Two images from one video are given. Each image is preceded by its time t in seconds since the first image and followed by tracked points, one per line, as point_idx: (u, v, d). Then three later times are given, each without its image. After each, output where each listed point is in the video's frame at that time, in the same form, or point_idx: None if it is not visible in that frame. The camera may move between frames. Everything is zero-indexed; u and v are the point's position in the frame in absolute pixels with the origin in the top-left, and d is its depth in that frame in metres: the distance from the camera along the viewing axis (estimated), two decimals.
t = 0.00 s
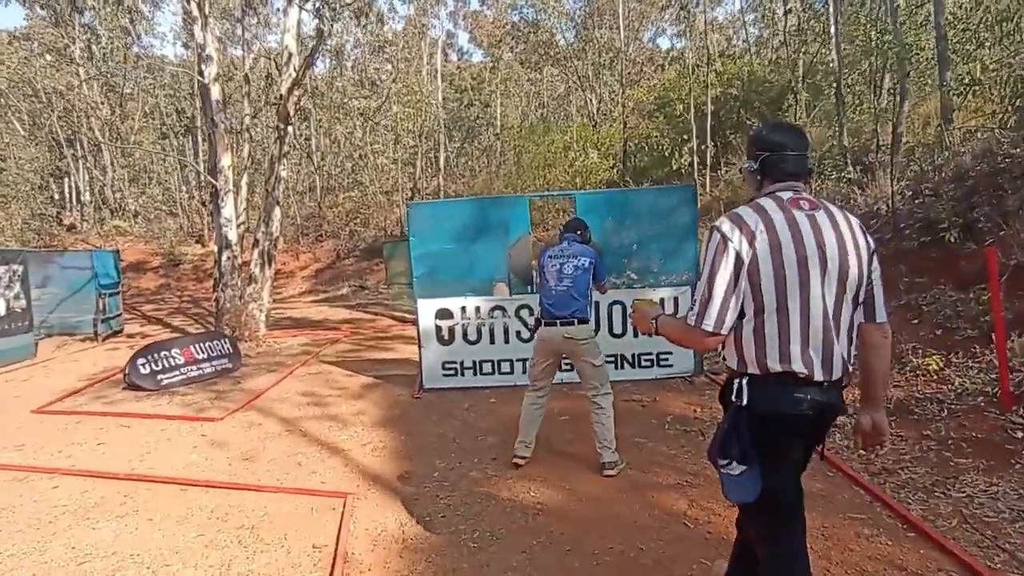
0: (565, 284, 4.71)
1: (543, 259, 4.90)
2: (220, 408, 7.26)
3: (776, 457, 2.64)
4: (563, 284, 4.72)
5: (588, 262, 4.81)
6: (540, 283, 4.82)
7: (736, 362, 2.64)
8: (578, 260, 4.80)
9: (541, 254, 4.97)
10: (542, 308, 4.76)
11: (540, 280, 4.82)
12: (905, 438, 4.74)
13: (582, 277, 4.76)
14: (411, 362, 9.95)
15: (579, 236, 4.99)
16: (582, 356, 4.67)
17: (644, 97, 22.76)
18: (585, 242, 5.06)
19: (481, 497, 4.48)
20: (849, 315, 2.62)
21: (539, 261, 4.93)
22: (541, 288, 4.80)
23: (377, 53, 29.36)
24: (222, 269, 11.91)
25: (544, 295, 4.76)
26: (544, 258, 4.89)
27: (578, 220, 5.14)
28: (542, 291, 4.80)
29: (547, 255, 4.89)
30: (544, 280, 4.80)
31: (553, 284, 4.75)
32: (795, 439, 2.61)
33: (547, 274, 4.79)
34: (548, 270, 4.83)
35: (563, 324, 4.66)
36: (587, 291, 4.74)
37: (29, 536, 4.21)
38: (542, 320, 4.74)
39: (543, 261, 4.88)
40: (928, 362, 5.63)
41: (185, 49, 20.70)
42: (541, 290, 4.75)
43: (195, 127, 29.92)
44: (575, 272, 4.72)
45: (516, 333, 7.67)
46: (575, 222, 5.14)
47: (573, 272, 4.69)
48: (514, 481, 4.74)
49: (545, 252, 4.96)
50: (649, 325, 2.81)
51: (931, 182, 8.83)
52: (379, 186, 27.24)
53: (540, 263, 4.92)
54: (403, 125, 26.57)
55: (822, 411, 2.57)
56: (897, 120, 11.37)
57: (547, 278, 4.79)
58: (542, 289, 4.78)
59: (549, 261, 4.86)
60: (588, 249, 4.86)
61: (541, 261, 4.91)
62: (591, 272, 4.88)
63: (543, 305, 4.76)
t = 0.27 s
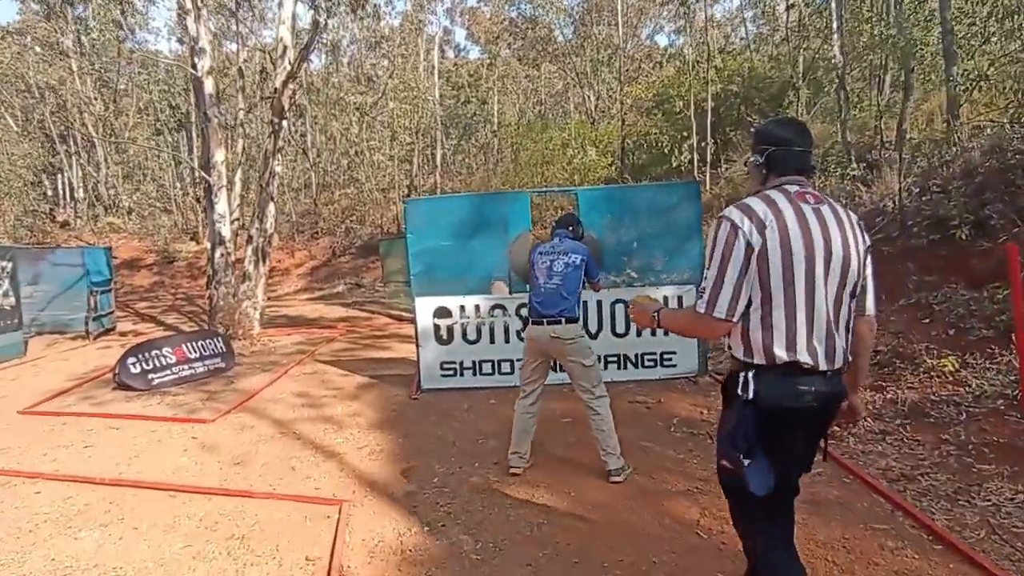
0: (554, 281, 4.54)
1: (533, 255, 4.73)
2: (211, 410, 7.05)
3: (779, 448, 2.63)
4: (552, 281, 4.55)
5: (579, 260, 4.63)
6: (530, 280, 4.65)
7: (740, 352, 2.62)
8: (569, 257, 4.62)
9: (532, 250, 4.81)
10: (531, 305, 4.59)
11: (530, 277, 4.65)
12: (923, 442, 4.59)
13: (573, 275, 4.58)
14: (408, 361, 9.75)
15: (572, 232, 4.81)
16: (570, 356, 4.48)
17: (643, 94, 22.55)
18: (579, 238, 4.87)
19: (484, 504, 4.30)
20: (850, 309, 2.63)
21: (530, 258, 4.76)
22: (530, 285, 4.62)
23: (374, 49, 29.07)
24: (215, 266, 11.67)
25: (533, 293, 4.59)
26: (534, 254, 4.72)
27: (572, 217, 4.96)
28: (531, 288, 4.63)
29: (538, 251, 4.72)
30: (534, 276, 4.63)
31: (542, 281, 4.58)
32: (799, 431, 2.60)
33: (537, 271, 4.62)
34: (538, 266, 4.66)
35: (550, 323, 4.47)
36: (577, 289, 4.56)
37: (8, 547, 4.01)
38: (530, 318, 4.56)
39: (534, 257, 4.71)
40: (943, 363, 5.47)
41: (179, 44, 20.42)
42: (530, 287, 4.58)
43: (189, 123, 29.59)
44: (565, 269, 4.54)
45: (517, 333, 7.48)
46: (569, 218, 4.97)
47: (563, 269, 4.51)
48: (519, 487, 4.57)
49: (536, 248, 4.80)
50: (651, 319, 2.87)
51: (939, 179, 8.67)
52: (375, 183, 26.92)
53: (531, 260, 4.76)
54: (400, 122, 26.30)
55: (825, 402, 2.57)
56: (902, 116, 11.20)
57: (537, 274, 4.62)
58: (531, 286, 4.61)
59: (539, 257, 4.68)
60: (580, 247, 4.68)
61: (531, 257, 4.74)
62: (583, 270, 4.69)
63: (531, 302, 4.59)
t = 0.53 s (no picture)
0: (533, 291, 4.36)
1: (513, 263, 4.55)
2: (204, 414, 6.86)
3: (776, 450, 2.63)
4: (530, 292, 4.37)
5: (559, 268, 4.43)
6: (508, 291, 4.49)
7: (750, 352, 2.59)
8: (549, 266, 4.42)
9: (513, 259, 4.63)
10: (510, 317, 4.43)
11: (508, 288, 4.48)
12: (944, 454, 4.41)
13: (553, 284, 4.39)
14: (407, 363, 9.55)
15: (555, 238, 4.61)
16: (549, 367, 4.32)
17: (644, 94, 22.41)
18: (562, 244, 4.66)
19: (486, 516, 4.11)
20: (858, 309, 2.65)
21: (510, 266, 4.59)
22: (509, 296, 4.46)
23: (373, 48, 28.88)
24: (210, 266, 11.45)
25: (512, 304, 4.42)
26: (514, 262, 4.54)
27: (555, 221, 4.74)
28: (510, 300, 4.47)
29: (519, 259, 4.54)
30: (512, 287, 4.47)
31: (520, 291, 4.41)
32: (801, 436, 2.59)
33: (517, 281, 4.45)
34: (517, 276, 4.48)
35: (528, 335, 4.32)
36: (557, 299, 4.37)
37: None
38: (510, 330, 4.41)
39: (513, 266, 4.54)
40: (962, 369, 5.30)
41: (177, 43, 20.24)
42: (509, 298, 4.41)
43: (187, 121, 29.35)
44: (544, 279, 4.35)
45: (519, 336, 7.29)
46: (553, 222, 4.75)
47: (542, 279, 4.33)
48: (523, 497, 4.38)
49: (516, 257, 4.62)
50: (659, 316, 2.83)
51: (950, 178, 8.50)
52: (374, 183, 26.67)
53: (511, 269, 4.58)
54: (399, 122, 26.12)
55: (829, 408, 2.57)
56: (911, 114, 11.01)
57: (516, 284, 4.45)
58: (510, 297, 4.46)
59: (518, 266, 4.51)
60: (562, 253, 4.48)
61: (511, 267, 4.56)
62: (564, 279, 4.49)
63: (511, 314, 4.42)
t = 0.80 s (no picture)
0: (519, 293, 4.22)
1: (500, 264, 4.41)
2: (200, 414, 6.71)
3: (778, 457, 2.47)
4: (516, 293, 4.23)
5: (547, 269, 4.29)
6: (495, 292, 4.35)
7: (754, 358, 2.44)
8: (536, 266, 4.28)
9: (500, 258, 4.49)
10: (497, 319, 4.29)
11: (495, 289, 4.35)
12: (962, 464, 4.30)
13: (539, 286, 4.25)
14: (407, 364, 9.39)
15: (544, 239, 4.47)
16: (538, 372, 4.19)
17: (647, 95, 22.29)
18: (552, 245, 4.52)
19: (489, 526, 3.96)
20: (861, 315, 2.52)
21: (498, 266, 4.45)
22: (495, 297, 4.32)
23: (375, 46, 28.77)
24: (208, 264, 11.30)
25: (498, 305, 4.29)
26: (501, 263, 4.41)
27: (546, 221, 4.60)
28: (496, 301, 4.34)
29: (506, 260, 4.40)
30: (499, 288, 4.33)
31: (507, 292, 4.27)
32: (803, 441, 2.44)
33: (503, 282, 4.31)
34: (504, 277, 4.35)
35: (515, 338, 4.17)
36: (544, 301, 4.23)
37: None
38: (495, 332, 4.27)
39: (501, 266, 4.40)
40: (979, 377, 5.19)
41: (179, 39, 20.10)
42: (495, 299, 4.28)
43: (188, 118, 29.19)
44: (531, 280, 4.22)
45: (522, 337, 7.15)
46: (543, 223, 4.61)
47: (529, 280, 4.20)
48: (526, 502, 4.27)
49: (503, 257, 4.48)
50: (657, 326, 2.67)
51: (961, 180, 8.38)
52: (375, 181, 26.49)
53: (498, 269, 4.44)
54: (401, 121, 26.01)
55: (833, 412, 2.42)
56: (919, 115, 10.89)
57: (502, 285, 4.31)
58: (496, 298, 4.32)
59: (505, 267, 4.37)
60: (550, 255, 4.35)
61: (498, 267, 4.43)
62: (553, 280, 4.36)
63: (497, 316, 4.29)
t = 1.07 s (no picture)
0: (526, 292, 4.09)
1: (506, 263, 4.27)
2: (198, 414, 6.58)
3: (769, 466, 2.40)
4: (523, 292, 4.10)
5: (554, 268, 4.15)
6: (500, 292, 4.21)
7: (732, 367, 2.39)
8: (543, 265, 4.15)
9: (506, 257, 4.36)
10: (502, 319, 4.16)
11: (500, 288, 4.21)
12: (984, 474, 4.17)
13: (546, 285, 4.12)
14: (408, 364, 9.26)
15: (551, 237, 4.33)
16: (545, 374, 4.05)
17: (651, 95, 22.14)
18: (559, 244, 4.38)
19: (496, 535, 3.83)
20: (842, 324, 2.48)
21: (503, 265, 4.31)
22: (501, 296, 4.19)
23: (378, 44, 28.67)
24: (209, 261, 11.16)
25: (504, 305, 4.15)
26: (507, 262, 4.27)
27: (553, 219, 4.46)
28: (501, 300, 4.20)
29: (512, 258, 4.26)
30: (505, 287, 4.19)
31: (513, 292, 4.14)
32: (785, 451, 2.38)
33: (510, 281, 4.17)
34: (510, 277, 4.21)
35: (521, 339, 4.03)
36: (551, 301, 4.09)
37: None
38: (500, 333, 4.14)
39: (506, 265, 4.26)
40: (1000, 385, 5.07)
41: (182, 35, 19.98)
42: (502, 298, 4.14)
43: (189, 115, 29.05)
44: (537, 279, 4.08)
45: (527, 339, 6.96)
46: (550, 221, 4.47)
47: (536, 279, 4.06)
48: (535, 511, 4.13)
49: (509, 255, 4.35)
50: (640, 334, 2.57)
51: (974, 182, 8.25)
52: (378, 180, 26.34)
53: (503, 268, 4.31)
54: (404, 119, 25.88)
55: (815, 421, 2.37)
56: (930, 116, 10.74)
57: (508, 285, 4.18)
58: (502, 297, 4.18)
59: (511, 266, 4.23)
60: (558, 253, 4.21)
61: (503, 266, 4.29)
62: (560, 278, 4.21)
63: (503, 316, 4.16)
